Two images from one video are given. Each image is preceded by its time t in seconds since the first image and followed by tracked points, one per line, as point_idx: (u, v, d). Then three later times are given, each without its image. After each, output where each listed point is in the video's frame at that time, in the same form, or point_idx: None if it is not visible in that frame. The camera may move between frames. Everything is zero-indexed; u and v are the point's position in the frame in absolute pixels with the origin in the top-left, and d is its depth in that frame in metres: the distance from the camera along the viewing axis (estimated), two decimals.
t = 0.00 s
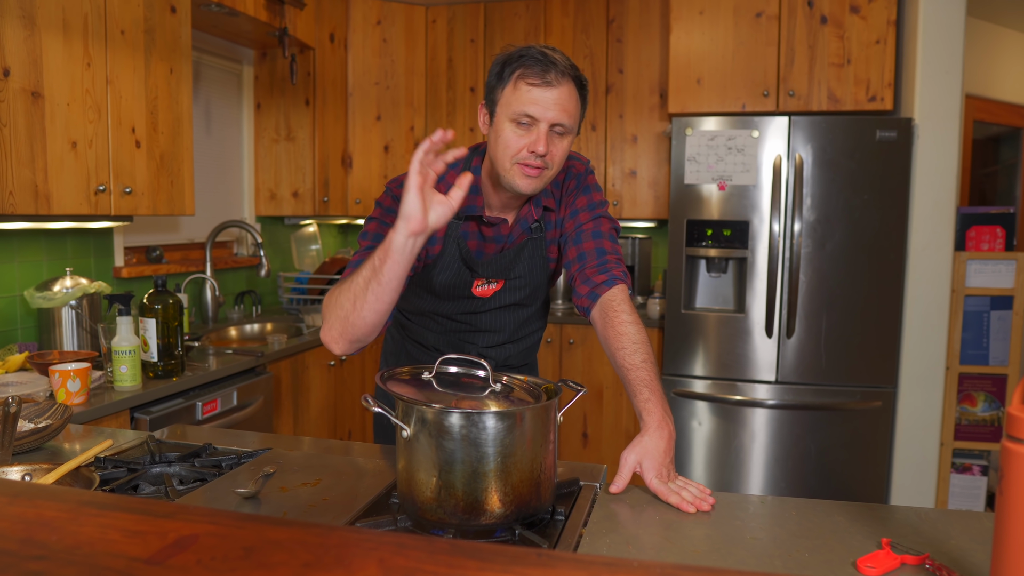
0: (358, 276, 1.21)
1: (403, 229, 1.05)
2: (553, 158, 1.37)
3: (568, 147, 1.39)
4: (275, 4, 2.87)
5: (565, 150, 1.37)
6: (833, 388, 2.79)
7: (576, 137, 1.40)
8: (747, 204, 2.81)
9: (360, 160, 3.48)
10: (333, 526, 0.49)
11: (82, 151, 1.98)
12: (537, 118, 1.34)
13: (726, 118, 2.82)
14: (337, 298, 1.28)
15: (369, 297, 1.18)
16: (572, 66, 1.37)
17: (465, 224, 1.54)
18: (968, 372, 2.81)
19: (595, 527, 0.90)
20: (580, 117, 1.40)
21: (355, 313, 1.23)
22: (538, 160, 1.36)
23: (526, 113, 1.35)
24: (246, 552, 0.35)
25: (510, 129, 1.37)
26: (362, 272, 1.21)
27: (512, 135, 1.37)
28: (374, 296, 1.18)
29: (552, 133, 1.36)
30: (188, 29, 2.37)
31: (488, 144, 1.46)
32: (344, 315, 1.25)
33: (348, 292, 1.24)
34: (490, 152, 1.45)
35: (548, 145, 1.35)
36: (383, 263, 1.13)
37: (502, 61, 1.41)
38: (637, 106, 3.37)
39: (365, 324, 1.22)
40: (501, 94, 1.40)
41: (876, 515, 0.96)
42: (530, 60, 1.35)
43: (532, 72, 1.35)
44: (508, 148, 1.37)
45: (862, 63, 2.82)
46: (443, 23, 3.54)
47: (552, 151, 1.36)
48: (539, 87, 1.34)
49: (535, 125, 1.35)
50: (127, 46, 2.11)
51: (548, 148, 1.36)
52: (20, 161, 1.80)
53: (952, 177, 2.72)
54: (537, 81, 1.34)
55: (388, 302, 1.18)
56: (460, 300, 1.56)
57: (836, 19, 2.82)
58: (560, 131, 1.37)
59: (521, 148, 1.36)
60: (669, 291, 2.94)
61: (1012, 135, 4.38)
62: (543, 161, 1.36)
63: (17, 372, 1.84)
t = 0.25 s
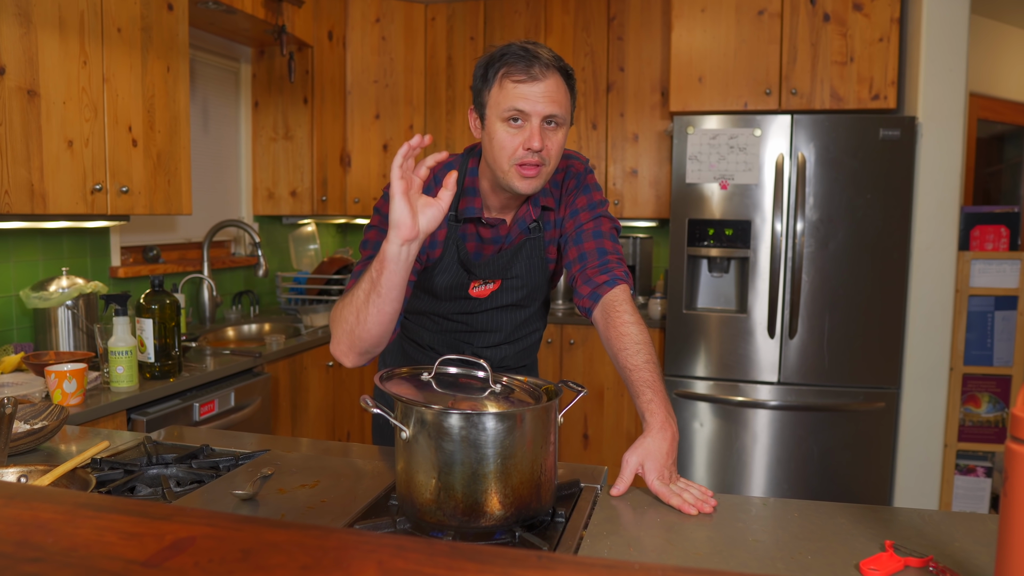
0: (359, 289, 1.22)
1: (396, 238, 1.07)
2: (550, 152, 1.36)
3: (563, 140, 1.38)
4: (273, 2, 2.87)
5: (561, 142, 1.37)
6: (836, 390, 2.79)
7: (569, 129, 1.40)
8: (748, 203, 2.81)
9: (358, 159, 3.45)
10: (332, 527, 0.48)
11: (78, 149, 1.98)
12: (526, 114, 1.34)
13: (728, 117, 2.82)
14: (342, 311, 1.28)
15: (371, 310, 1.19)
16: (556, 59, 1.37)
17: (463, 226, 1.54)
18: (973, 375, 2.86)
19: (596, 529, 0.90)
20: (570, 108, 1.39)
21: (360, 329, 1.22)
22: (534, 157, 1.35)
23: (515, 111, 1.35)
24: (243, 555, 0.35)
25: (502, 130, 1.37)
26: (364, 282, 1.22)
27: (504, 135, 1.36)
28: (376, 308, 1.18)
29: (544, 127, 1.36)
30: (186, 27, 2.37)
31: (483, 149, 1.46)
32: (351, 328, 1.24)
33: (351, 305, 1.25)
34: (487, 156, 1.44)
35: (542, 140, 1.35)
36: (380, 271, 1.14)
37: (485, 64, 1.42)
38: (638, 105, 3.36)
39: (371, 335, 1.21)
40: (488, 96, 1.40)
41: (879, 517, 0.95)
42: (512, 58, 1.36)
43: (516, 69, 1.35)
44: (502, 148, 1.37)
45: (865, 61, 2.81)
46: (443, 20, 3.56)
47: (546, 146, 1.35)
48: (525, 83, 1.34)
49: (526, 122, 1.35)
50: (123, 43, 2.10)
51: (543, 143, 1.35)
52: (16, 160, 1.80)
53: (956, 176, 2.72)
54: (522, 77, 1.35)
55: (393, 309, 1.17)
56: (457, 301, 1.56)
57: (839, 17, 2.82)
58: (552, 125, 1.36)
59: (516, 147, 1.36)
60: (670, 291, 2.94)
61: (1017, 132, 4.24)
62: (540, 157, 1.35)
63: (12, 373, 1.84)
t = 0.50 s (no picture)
0: (372, 309, 1.19)
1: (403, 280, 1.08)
2: (534, 146, 1.35)
3: (548, 131, 1.37)
4: None
5: (546, 134, 1.36)
6: (839, 391, 2.78)
7: (554, 119, 1.39)
8: (750, 203, 2.80)
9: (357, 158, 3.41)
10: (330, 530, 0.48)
11: (74, 148, 1.98)
12: (506, 111, 1.34)
13: (730, 116, 2.82)
14: (351, 322, 1.28)
15: (382, 333, 1.20)
16: (531, 52, 1.36)
17: (465, 224, 1.54)
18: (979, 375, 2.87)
19: (597, 531, 0.89)
20: (551, 98, 1.38)
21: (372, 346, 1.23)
22: (519, 152, 1.35)
23: (495, 109, 1.34)
24: (241, 557, 0.34)
25: (485, 129, 1.37)
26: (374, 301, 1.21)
27: (487, 135, 1.36)
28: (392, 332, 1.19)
29: (526, 121, 1.35)
30: (182, 25, 2.36)
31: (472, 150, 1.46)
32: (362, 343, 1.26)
33: (362, 320, 1.24)
34: (476, 157, 1.44)
35: (525, 135, 1.34)
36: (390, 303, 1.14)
37: (463, 66, 1.42)
38: (639, 103, 3.36)
39: (384, 352, 1.24)
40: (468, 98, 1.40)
41: (882, 519, 0.95)
42: (486, 57, 1.35)
43: (491, 68, 1.35)
44: (487, 148, 1.37)
45: (868, 59, 2.81)
46: (442, 18, 3.56)
47: (530, 140, 1.35)
48: (502, 80, 1.34)
49: (507, 119, 1.35)
50: (120, 41, 2.10)
51: (526, 138, 1.34)
52: (11, 158, 1.79)
53: (960, 175, 2.71)
54: (498, 76, 1.34)
55: (404, 332, 1.20)
56: (460, 301, 1.55)
57: (842, 15, 2.81)
58: (534, 118, 1.35)
59: (500, 145, 1.35)
60: (671, 292, 2.94)
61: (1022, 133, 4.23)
62: (525, 152, 1.35)
63: (8, 374, 1.84)
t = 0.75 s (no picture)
0: (404, 316, 1.12)
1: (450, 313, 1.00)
2: (515, 128, 1.35)
3: (531, 114, 1.36)
4: None
5: (528, 116, 1.35)
6: (841, 392, 2.78)
7: (538, 102, 1.38)
8: (752, 202, 2.80)
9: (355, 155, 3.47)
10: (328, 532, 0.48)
11: (70, 146, 1.97)
12: (488, 93, 1.34)
13: (732, 114, 2.82)
14: (372, 320, 1.23)
15: (409, 343, 1.12)
16: (515, 34, 1.35)
17: (461, 215, 1.55)
18: (981, 376, 2.83)
19: (598, 534, 0.89)
20: (536, 81, 1.37)
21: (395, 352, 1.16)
22: (500, 135, 1.34)
23: (477, 92, 1.34)
24: (238, 559, 0.34)
25: (468, 113, 1.37)
26: (411, 310, 1.12)
27: (470, 118, 1.36)
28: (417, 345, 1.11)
29: (508, 104, 1.34)
30: (179, 23, 2.36)
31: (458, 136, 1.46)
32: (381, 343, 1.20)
33: (387, 324, 1.18)
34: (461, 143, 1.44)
35: (505, 117, 1.34)
36: (431, 322, 1.05)
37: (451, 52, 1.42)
38: (640, 101, 3.35)
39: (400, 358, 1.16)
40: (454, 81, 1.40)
41: (886, 521, 0.94)
42: (470, 40, 1.35)
43: (474, 51, 1.34)
44: (470, 131, 1.37)
45: (871, 57, 2.81)
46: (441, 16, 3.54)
47: (511, 122, 1.34)
48: (484, 62, 1.34)
49: (489, 101, 1.34)
50: (116, 39, 2.09)
51: (507, 120, 1.34)
52: (7, 157, 1.79)
53: (964, 176, 2.71)
54: (481, 58, 1.34)
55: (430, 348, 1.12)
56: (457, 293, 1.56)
57: (845, 12, 2.81)
58: (516, 101, 1.35)
59: (482, 127, 1.35)
60: (673, 292, 2.94)
61: None
62: (506, 134, 1.34)
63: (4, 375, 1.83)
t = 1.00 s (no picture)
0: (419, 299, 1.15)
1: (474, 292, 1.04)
2: (523, 139, 1.35)
3: (539, 126, 1.36)
4: None
5: (537, 128, 1.35)
6: (845, 393, 2.78)
7: (549, 114, 1.37)
8: (755, 201, 2.79)
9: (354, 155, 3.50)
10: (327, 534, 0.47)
11: (66, 145, 1.97)
12: (500, 101, 1.33)
13: (734, 113, 2.81)
14: (373, 308, 1.25)
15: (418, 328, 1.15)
16: (533, 43, 1.34)
17: (459, 215, 1.53)
18: (985, 376, 2.81)
19: (598, 536, 0.88)
20: (548, 93, 1.37)
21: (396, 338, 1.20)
22: (507, 144, 1.34)
23: (489, 97, 1.33)
24: (235, 562, 0.34)
25: (477, 117, 1.36)
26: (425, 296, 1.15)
27: (479, 122, 1.35)
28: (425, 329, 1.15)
29: (519, 114, 1.34)
30: (176, 20, 2.36)
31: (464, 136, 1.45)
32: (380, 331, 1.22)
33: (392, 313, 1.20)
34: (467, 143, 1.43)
35: (515, 127, 1.34)
36: (449, 303, 1.09)
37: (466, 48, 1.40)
38: (641, 99, 3.35)
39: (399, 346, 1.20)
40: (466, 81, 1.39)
41: (889, 523, 0.94)
42: (487, 43, 1.34)
43: (490, 55, 1.33)
44: (478, 135, 1.36)
45: (874, 55, 2.80)
46: (441, 13, 3.54)
47: (520, 133, 1.34)
48: (499, 68, 1.32)
49: (500, 109, 1.34)
50: (113, 37, 2.09)
51: (515, 130, 1.34)
52: (3, 156, 1.78)
53: (968, 174, 2.71)
54: (496, 64, 1.32)
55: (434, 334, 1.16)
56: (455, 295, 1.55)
57: (848, 10, 2.81)
58: (527, 112, 1.34)
59: (490, 134, 1.35)
60: (674, 293, 2.92)
61: None
62: (513, 145, 1.34)
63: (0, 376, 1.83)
